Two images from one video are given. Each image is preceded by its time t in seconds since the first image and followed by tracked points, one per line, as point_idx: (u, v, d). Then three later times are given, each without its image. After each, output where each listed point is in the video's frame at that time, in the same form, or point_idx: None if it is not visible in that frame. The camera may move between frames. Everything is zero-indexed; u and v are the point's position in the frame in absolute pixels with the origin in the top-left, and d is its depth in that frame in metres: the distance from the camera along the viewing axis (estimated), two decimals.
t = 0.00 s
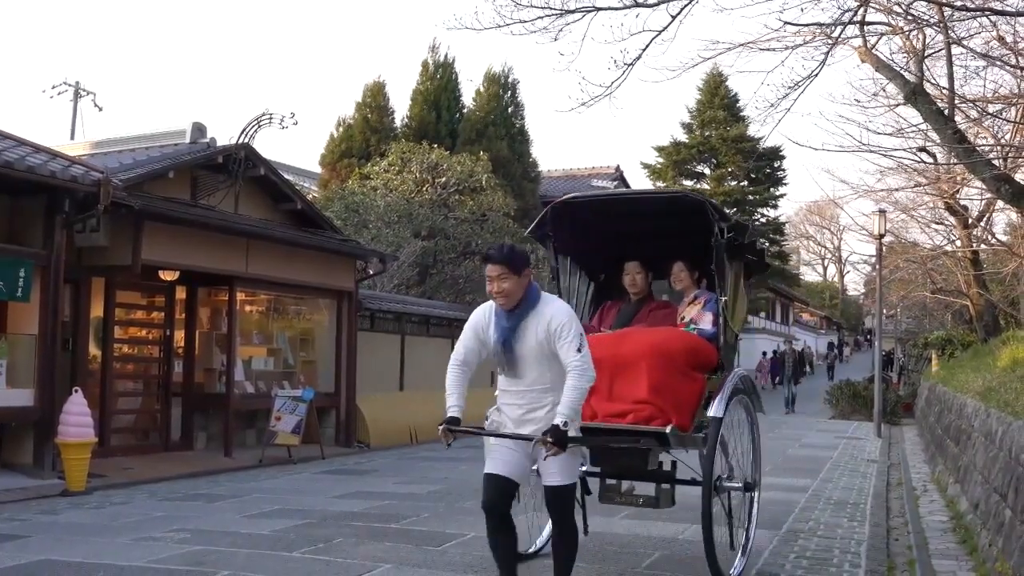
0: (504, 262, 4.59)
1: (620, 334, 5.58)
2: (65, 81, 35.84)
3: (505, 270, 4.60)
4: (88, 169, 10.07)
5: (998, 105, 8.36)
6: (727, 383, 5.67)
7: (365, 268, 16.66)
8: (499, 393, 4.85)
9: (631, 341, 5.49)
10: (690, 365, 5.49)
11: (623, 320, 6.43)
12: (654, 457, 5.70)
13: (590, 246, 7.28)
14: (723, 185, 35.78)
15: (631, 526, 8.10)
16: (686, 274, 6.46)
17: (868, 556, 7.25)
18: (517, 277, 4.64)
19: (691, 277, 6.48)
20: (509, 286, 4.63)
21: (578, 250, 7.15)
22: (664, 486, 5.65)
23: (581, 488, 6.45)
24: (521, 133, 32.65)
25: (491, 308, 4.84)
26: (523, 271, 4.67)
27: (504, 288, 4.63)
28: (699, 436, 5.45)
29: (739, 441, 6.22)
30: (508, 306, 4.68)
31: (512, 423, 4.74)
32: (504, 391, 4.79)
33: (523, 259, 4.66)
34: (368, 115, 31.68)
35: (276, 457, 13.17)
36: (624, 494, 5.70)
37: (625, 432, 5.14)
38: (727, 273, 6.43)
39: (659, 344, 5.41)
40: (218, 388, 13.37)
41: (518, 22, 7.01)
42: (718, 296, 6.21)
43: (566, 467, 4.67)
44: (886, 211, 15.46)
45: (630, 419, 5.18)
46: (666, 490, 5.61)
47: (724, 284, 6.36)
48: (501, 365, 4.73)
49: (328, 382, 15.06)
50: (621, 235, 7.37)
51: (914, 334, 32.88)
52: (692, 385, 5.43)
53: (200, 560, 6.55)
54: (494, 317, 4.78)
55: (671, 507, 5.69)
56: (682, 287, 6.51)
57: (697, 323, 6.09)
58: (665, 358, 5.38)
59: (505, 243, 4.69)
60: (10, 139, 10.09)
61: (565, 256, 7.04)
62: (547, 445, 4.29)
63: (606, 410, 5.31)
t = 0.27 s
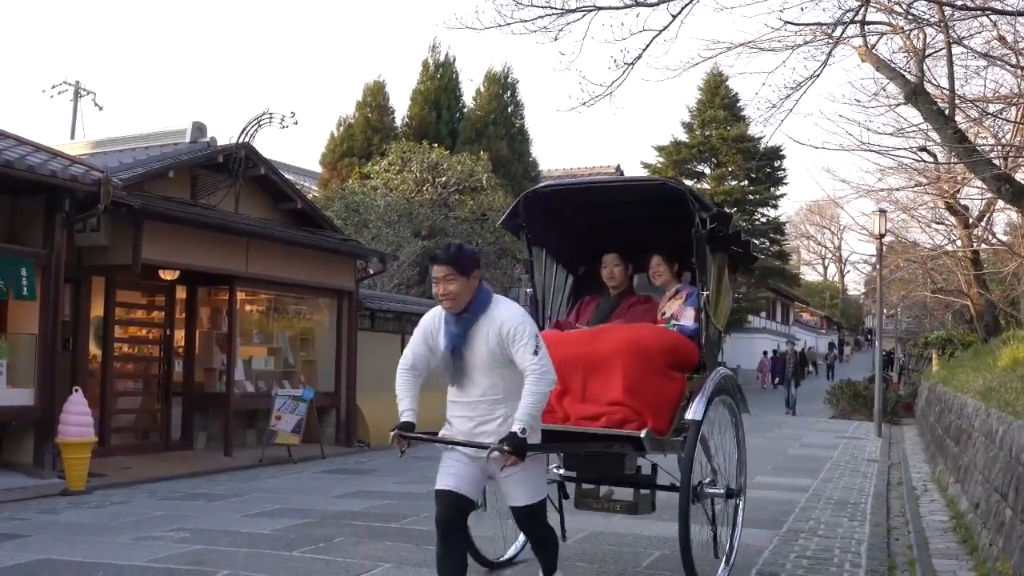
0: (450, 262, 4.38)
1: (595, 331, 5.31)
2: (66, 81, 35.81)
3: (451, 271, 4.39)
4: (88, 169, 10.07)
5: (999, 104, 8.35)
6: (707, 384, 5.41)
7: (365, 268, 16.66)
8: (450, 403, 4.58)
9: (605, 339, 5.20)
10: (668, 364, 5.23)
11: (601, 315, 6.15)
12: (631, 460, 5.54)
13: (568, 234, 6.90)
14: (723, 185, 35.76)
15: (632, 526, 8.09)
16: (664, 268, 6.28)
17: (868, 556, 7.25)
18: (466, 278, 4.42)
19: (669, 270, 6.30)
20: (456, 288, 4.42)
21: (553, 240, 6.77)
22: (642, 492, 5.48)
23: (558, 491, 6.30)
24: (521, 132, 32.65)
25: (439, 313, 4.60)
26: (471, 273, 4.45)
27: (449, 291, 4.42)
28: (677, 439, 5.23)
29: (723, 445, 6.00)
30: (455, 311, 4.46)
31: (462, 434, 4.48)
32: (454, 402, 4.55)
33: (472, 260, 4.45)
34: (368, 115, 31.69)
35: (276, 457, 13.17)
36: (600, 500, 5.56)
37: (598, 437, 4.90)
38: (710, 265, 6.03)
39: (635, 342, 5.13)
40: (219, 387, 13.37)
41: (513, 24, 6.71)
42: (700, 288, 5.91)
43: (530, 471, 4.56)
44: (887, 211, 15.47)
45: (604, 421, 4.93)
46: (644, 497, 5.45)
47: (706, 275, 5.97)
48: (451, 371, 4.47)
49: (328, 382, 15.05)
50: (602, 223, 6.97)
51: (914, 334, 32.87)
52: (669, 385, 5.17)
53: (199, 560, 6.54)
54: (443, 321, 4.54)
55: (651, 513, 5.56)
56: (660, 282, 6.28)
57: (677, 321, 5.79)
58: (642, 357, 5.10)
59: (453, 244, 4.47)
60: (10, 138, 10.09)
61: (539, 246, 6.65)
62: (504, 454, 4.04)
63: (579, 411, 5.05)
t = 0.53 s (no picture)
0: (404, 242, 4.00)
1: (565, 329, 5.03)
2: (66, 82, 35.81)
3: (403, 251, 4.00)
4: (88, 168, 10.06)
5: (998, 104, 8.36)
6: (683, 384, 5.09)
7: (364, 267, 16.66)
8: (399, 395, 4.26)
9: (575, 338, 4.90)
10: (643, 363, 4.92)
11: (575, 312, 5.93)
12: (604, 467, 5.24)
13: (539, 227, 6.57)
14: (722, 185, 35.78)
15: (631, 526, 8.09)
16: (641, 261, 5.89)
17: (868, 556, 7.25)
18: (417, 259, 4.04)
19: (647, 263, 5.92)
20: (408, 269, 4.03)
21: (523, 233, 6.44)
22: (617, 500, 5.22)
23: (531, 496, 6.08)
24: (520, 132, 32.67)
25: (389, 298, 4.23)
26: (426, 253, 4.07)
27: (401, 273, 4.03)
28: (651, 445, 4.91)
29: (705, 453, 5.68)
30: (406, 294, 4.08)
31: (409, 428, 4.18)
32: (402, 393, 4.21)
33: (427, 239, 4.07)
34: (368, 115, 31.73)
35: (275, 457, 13.17)
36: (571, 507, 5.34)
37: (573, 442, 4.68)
38: (688, 257, 5.70)
39: (607, 340, 4.84)
40: (218, 387, 13.37)
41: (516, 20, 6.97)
42: (679, 284, 5.55)
43: (472, 478, 4.01)
44: (886, 211, 15.48)
45: (572, 425, 4.62)
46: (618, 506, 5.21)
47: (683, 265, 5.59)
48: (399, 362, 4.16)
49: (328, 382, 15.04)
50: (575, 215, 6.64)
51: (913, 334, 32.88)
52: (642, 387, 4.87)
53: (199, 560, 6.54)
54: (391, 306, 4.17)
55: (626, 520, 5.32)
56: (637, 276, 5.92)
57: (652, 318, 5.47)
58: (613, 356, 4.81)
59: (406, 220, 4.09)
60: (10, 138, 10.08)
61: (508, 240, 6.34)
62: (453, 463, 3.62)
63: (546, 414, 4.74)
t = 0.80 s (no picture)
0: (353, 237, 3.78)
1: (535, 327, 4.70)
2: (63, 81, 35.71)
3: (352, 246, 3.79)
4: (87, 168, 10.07)
5: (997, 104, 8.37)
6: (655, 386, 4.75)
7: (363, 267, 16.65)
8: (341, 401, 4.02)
9: (544, 336, 4.58)
10: (614, 365, 4.60)
11: (549, 307, 5.59)
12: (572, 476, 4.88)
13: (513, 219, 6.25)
14: (721, 185, 35.80)
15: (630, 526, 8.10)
16: (617, 254, 5.58)
17: (866, 556, 7.26)
18: (366, 255, 3.82)
19: (623, 257, 5.58)
20: (355, 266, 3.81)
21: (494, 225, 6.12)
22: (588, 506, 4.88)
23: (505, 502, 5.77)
24: (519, 132, 32.67)
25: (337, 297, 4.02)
26: (376, 250, 3.85)
27: (347, 270, 3.81)
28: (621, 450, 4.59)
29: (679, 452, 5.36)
30: (352, 293, 3.86)
31: (348, 439, 3.94)
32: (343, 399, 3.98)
33: (378, 235, 3.85)
34: (367, 115, 31.73)
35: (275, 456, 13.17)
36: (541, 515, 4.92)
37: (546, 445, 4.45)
38: (664, 251, 5.40)
39: (576, 341, 4.52)
40: (217, 387, 13.37)
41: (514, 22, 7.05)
42: (657, 278, 5.27)
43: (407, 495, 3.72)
44: (885, 211, 15.49)
45: (535, 428, 4.29)
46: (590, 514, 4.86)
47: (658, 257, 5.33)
48: (343, 366, 3.87)
49: (327, 381, 15.05)
50: (549, 208, 6.32)
51: (912, 334, 32.89)
52: (612, 390, 4.53)
53: (198, 559, 6.55)
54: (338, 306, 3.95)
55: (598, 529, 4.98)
56: (614, 270, 5.61)
57: (628, 315, 5.20)
58: (582, 357, 4.48)
59: (358, 214, 3.89)
60: (9, 138, 10.09)
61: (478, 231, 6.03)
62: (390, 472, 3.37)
63: (510, 416, 4.40)
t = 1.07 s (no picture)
0: (279, 206, 3.39)
1: (494, 321, 4.42)
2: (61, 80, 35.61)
3: (278, 217, 3.39)
4: (87, 167, 10.06)
5: (996, 104, 8.36)
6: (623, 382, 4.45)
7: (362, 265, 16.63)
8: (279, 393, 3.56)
9: (503, 331, 4.31)
10: (577, 362, 4.34)
11: (518, 302, 5.32)
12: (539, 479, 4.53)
13: (481, 210, 6.01)
14: (721, 184, 35.81)
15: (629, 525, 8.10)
16: (594, 248, 5.36)
17: (866, 555, 7.26)
18: (298, 230, 3.43)
19: (599, 250, 5.35)
20: (284, 239, 3.41)
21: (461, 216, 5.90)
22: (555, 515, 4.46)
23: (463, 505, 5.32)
24: (518, 132, 32.67)
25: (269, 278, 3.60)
26: (308, 222, 3.46)
27: (276, 243, 3.41)
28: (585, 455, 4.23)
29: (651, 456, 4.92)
30: (282, 270, 3.45)
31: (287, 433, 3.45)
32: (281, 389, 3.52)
33: (309, 205, 3.46)
34: (367, 114, 31.73)
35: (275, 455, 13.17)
36: (506, 523, 4.56)
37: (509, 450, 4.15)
38: (633, 243, 5.09)
39: (536, 337, 4.25)
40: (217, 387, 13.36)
41: (516, 21, 6.86)
42: (627, 272, 4.99)
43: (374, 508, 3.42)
44: (884, 210, 15.49)
45: (490, 430, 4.07)
46: (558, 524, 4.47)
47: (627, 249, 5.03)
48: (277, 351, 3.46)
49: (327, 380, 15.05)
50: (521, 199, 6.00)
51: (912, 333, 32.89)
52: (576, 390, 4.27)
53: (198, 559, 6.55)
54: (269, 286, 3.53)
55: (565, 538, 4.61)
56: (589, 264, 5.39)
57: (598, 312, 4.93)
58: (542, 354, 4.21)
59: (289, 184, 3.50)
60: (9, 138, 10.08)
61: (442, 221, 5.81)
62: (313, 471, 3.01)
63: (466, 417, 4.17)
